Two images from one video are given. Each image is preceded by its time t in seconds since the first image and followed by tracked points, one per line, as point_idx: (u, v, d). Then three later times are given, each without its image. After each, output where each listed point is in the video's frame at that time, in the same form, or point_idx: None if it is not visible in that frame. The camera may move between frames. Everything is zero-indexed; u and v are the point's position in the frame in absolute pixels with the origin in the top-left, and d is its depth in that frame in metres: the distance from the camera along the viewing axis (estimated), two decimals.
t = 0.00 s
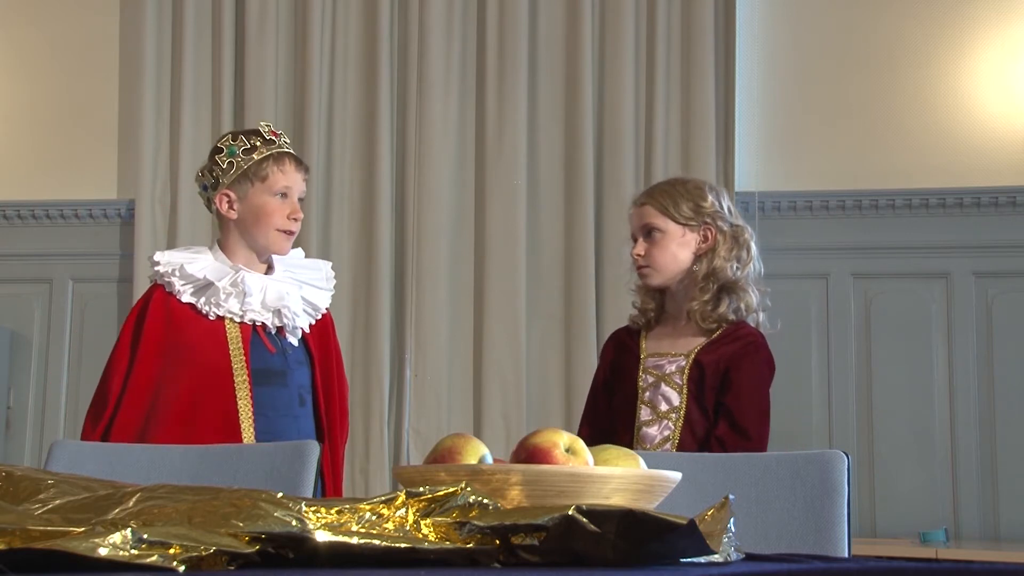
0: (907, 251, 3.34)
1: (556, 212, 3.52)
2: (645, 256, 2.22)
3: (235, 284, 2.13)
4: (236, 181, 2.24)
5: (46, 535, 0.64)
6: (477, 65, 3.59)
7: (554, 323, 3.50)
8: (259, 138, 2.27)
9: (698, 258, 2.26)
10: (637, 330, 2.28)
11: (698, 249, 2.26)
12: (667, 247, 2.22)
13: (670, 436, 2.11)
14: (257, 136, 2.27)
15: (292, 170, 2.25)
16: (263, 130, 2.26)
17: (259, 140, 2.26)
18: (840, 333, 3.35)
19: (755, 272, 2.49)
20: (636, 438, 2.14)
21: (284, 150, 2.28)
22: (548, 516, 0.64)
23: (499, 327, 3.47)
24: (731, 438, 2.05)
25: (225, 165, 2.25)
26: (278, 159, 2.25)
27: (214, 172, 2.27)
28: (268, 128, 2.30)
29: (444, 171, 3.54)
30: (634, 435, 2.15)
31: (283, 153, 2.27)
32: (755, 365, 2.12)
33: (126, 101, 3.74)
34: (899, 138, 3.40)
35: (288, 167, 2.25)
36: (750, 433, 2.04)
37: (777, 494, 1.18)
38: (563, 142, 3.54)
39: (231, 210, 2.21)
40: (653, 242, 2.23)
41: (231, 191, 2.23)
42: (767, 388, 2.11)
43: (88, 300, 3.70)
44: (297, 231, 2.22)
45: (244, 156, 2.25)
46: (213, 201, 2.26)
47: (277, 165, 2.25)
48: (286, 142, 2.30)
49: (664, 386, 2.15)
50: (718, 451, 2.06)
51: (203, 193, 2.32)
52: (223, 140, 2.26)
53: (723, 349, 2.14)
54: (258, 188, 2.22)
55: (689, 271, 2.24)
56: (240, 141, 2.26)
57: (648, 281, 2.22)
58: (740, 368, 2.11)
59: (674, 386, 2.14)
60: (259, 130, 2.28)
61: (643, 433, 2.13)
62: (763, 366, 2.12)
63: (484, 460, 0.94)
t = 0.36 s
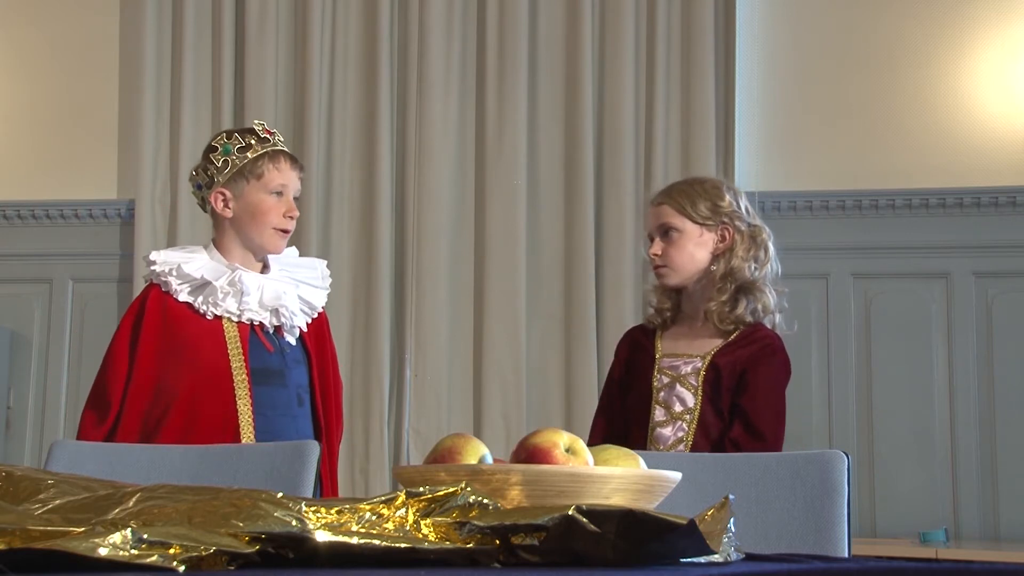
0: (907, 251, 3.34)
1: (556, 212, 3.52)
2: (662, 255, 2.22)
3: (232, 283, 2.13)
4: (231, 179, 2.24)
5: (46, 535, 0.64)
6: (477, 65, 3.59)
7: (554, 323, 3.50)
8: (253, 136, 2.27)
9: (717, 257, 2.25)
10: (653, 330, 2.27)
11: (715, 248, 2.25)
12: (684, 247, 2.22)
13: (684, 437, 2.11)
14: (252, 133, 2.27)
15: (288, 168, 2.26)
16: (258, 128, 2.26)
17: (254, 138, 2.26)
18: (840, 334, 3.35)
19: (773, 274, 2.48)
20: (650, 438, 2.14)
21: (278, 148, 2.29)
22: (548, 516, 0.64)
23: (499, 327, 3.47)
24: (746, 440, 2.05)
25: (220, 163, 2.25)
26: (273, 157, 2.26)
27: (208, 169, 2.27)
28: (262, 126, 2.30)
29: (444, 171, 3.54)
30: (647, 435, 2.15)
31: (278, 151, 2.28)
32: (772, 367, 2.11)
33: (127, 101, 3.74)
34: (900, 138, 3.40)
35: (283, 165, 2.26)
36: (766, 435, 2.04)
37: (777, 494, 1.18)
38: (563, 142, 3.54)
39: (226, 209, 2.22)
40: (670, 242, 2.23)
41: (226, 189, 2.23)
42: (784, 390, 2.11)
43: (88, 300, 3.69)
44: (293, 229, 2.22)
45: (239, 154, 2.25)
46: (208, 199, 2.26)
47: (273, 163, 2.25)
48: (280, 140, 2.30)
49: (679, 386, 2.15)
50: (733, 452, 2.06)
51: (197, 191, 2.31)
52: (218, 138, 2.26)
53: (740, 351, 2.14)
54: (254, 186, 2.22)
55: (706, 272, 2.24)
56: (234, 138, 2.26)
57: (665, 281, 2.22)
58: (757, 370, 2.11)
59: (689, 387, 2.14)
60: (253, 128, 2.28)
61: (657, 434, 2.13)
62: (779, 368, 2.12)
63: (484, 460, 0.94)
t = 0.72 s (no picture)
0: (907, 251, 3.34)
1: (555, 212, 3.52)
2: (674, 255, 2.23)
3: (227, 282, 2.13)
4: (225, 177, 2.24)
5: (45, 535, 0.64)
6: (477, 64, 3.59)
7: (554, 323, 3.50)
8: (246, 135, 2.28)
9: (729, 258, 2.26)
10: (663, 330, 2.28)
11: (727, 249, 2.26)
12: (696, 247, 2.23)
13: (695, 437, 2.10)
14: (244, 132, 2.28)
15: (281, 166, 2.26)
16: (250, 126, 2.26)
17: (246, 137, 2.27)
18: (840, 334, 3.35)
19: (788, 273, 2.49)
20: (661, 439, 2.14)
21: (271, 147, 2.30)
22: (548, 517, 0.64)
23: (499, 326, 3.47)
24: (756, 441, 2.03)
25: (213, 162, 2.26)
26: (266, 155, 2.26)
27: (201, 169, 2.27)
28: (254, 126, 2.31)
29: (444, 171, 3.54)
30: (658, 436, 2.15)
31: (271, 150, 2.28)
32: (785, 369, 2.10)
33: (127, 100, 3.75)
34: (900, 138, 3.40)
35: (276, 163, 2.26)
36: (777, 437, 2.02)
37: (776, 494, 1.18)
38: (563, 142, 3.54)
39: (220, 207, 2.22)
40: (682, 242, 2.24)
41: (220, 188, 2.23)
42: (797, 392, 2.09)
43: (88, 300, 3.70)
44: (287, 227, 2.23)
45: (232, 153, 2.25)
46: (202, 199, 2.26)
47: (266, 161, 2.26)
48: (272, 139, 2.31)
49: (690, 387, 2.14)
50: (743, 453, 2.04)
51: (189, 191, 2.31)
52: (211, 137, 2.27)
53: (752, 354, 2.13)
54: (248, 184, 2.22)
55: (718, 272, 2.25)
56: (227, 137, 2.27)
57: (675, 282, 2.22)
58: (768, 372, 2.10)
59: (701, 388, 2.13)
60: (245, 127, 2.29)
61: (668, 435, 2.13)
62: (791, 370, 2.10)
63: (484, 460, 0.94)
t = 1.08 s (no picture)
0: (907, 251, 3.34)
1: (555, 212, 3.52)
2: (677, 256, 2.21)
3: (217, 283, 2.12)
4: (214, 177, 2.23)
5: (45, 535, 0.64)
6: (477, 64, 3.59)
7: (554, 323, 3.50)
8: (236, 135, 2.27)
9: (733, 258, 2.26)
10: (667, 330, 2.27)
11: (730, 249, 2.26)
12: (699, 247, 2.22)
13: (698, 438, 2.10)
14: (234, 132, 2.27)
15: (270, 166, 2.26)
16: (240, 126, 2.26)
17: (236, 137, 2.26)
18: (840, 334, 3.35)
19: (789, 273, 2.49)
20: (664, 440, 2.14)
21: (260, 147, 2.29)
22: (548, 516, 0.64)
23: (500, 326, 3.47)
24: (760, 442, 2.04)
25: (202, 162, 2.25)
26: (256, 155, 2.26)
27: (190, 169, 2.26)
28: (244, 125, 2.31)
29: (444, 171, 3.54)
30: (660, 436, 2.15)
31: (260, 149, 2.28)
32: (787, 369, 2.10)
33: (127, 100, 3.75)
34: (900, 138, 3.40)
35: (266, 163, 2.26)
36: (779, 437, 2.03)
37: (776, 494, 1.18)
38: (563, 142, 3.54)
39: (209, 207, 2.21)
40: (686, 242, 2.23)
41: (209, 188, 2.23)
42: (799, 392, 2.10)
43: (88, 300, 3.70)
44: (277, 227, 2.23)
45: (222, 152, 2.25)
46: (191, 198, 2.25)
47: (256, 161, 2.25)
48: (262, 139, 2.31)
49: (693, 387, 2.14)
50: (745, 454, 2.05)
51: (179, 190, 2.31)
52: (200, 137, 2.26)
53: (755, 354, 2.13)
54: (237, 185, 2.22)
55: (721, 272, 2.24)
56: (216, 137, 2.27)
57: (680, 282, 2.21)
58: (771, 372, 2.10)
59: (703, 388, 2.13)
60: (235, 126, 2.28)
61: (670, 435, 2.13)
62: (794, 371, 2.11)
63: (484, 460, 0.94)
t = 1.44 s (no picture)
0: (907, 251, 3.34)
1: (555, 212, 3.52)
2: (676, 256, 2.21)
3: (210, 283, 2.13)
4: (206, 177, 2.24)
5: (45, 535, 0.64)
6: (477, 64, 3.59)
7: (554, 323, 3.50)
8: (229, 135, 2.27)
9: (733, 257, 2.25)
10: (666, 331, 2.28)
11: (729, 249, 2.25)
12: (698, 247, 2.21)
13: (696, 439, 2.10)
14: (227, 132, 2.27)
15: (263, 167, 2.26)
16: (233, 126, 2.26)
17: (229, 137, 2.26)
18: (841, 334, 3.35)
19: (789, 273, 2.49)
20: (662, 439, 2.14)
21: (254, 147, 2.29)
22: (548, 516, 0.64)
23: (500, 327, 3.47)
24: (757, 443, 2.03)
25: (195, 162, 2.26)
26: (248, 155, 2.26)
27: (183, 169, 2.27)
28: (238, 125, 2.30)
29: (444, 171, 3.54)
30: (659, 436, 2.15)
31: (253, 150, 2.28)
32: (786, 370, 2.10)
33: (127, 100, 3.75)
34: (900, 138, 3.40)
35: (259, 164, 2.26)
36: (778, 438, 2.03)
37: (776, 494, 1.18)
38: (563, 143, 3.54)
39: (201, 207, 2.22)
40: (685, 242, 2.22)
41: (201, 189, 2.23)
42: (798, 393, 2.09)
43: (87, 299, 3.70)
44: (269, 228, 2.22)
45: (214, 152, 2.25)
46: (184, 198, 2.26)
47: (248, 162, 2.25)
48: (255, 139, 2.30)
49: (691, 388, 2.14)
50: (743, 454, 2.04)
51: (172, 190, 2.32)
52: (193, 137, 2.27)
53: (754, 354, 2.13)
54: (229, 185, 2.22)
55: (720, 272, 2.24)
56: (209, 137, 2.27)
57: (679, 282, 2.20)
58: (770, 372, 2.09)
59: (701, 389, 2.13)
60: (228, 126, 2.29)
61: (669, 435, 2.12)
62: (793, 371, 2.10)
63: (484, 460, 0.94)
